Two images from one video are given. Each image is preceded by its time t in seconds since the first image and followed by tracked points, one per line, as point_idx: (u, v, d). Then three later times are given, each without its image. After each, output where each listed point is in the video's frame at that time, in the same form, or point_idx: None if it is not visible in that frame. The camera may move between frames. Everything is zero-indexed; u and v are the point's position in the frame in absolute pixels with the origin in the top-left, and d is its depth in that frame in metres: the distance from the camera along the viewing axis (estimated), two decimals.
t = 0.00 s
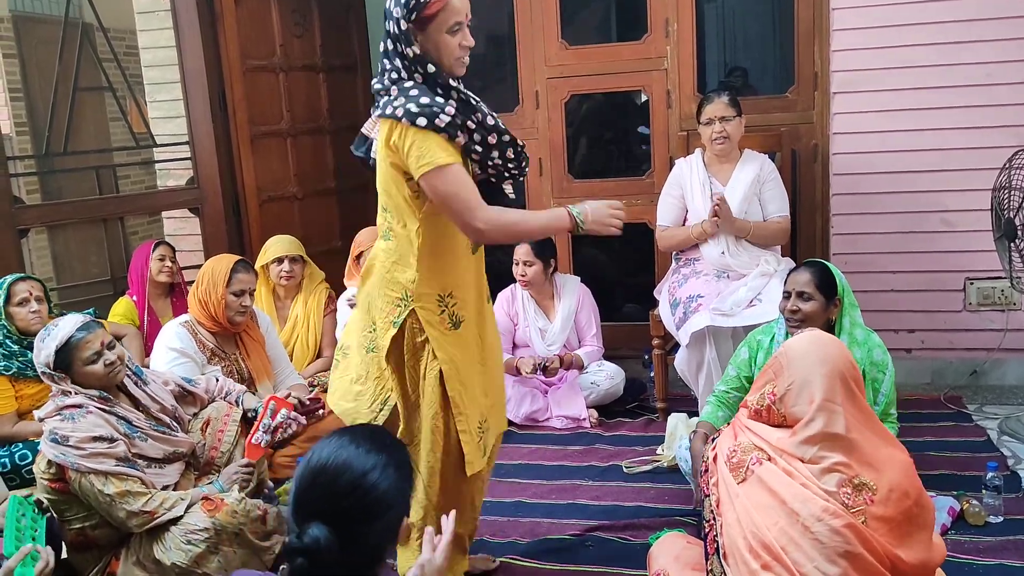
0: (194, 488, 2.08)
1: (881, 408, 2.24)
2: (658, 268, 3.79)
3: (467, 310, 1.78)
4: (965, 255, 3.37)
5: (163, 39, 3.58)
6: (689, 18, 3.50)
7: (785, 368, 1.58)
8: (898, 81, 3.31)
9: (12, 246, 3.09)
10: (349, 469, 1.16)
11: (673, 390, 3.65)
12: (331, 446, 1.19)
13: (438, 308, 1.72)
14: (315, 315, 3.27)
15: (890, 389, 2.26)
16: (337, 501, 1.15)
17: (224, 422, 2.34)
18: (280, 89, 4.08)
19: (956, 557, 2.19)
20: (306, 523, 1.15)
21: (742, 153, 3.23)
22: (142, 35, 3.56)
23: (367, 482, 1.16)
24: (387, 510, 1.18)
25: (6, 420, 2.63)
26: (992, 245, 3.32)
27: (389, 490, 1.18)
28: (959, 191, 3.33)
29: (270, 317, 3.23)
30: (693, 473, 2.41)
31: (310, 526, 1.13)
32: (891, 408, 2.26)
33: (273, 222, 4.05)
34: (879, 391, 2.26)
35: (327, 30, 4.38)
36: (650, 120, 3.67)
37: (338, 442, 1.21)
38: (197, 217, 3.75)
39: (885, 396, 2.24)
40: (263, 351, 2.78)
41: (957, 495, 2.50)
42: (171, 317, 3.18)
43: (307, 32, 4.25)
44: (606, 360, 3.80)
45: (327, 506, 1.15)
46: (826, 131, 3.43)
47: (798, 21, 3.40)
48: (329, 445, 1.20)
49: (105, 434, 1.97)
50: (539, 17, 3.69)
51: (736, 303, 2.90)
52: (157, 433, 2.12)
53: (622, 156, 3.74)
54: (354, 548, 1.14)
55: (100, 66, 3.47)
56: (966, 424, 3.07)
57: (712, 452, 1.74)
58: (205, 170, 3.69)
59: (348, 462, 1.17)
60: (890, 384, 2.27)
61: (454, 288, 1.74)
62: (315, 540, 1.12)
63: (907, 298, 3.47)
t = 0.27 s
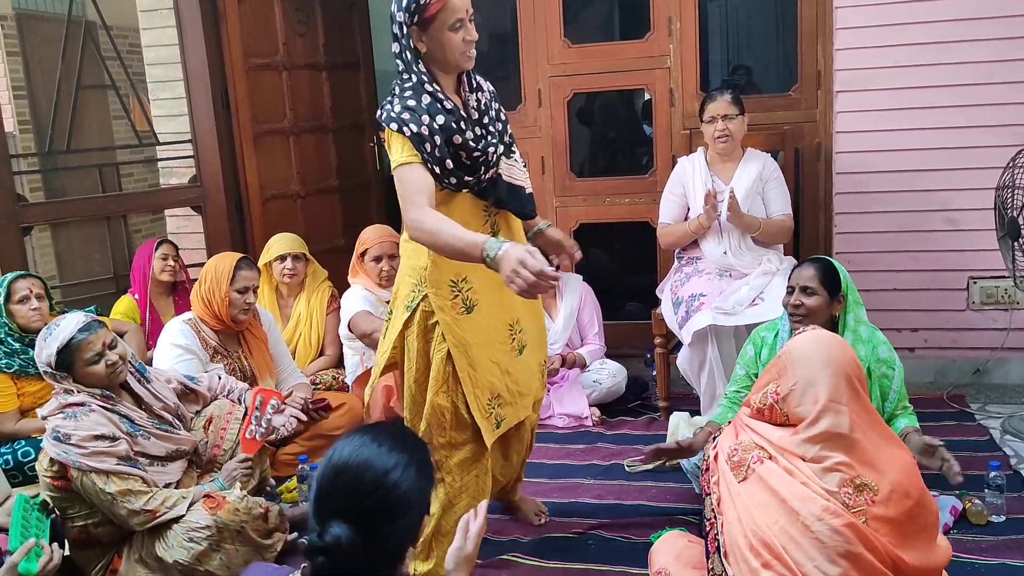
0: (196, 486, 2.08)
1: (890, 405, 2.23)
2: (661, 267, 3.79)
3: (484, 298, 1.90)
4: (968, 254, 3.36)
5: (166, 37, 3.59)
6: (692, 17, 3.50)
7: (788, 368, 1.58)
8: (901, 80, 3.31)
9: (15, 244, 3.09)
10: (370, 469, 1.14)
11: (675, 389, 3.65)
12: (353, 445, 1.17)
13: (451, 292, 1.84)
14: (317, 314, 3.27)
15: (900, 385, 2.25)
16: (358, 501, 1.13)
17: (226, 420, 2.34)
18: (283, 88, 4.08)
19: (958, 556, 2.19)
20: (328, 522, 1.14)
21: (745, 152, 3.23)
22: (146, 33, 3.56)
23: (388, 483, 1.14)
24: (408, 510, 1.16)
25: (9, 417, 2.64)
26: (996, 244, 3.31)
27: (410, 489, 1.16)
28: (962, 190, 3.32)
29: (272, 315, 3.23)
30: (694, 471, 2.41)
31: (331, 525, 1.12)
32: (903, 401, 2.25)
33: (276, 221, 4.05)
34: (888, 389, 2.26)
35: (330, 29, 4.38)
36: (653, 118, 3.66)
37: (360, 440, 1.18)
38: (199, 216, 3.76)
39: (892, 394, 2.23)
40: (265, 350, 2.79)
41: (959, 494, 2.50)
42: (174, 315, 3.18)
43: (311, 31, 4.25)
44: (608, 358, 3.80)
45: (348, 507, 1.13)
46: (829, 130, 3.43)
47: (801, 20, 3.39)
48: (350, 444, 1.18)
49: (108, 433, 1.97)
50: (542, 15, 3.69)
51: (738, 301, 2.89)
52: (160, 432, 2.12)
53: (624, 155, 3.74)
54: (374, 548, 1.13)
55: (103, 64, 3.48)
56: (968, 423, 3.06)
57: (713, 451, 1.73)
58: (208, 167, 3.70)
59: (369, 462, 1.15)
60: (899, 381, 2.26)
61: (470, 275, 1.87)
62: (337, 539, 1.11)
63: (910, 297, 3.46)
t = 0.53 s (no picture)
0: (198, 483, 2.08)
1: (890, 408, 2.25)
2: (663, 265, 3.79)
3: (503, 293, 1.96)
4: (971, 252, 3.36)
5: (168, 35, 3.59)
6: (695, 15, 3.49)
7: (792, 366, 1.57)
8: (904, 78, 3.30)
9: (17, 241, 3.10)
10: (369, 469, 1.14)
11: (677, 387, 3.65)
12: (364, 441, 1.17)
13: (465, 287, 1.94)
14: (320, 311, 3.27)
15: (900, 388, 2.26)
16: (361, 504, 1.13)
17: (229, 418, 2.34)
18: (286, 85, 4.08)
19: (960, 555, 2.19)
20: (338, 518, 1.14)
21: (747, 149, 3.22)
22: (148, 31, 3.56)
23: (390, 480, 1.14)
24: (415, 505, 1.16)
25: (12, 415, 2.64)
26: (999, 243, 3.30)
27: (414, 486, 1.16)
28: (966, 188, 3.32)
29: (275, 312, 3.24)
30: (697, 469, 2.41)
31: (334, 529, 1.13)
32: (902, 405, 2.27)
33: (279, 218, 4.05)
34: (888, 392, 2.27)
35: (333, 26, 4.37)
36: (656, 116, 3.66)
37: (371, 437, 1.18)
38: (203, 213, 3.75)
39: (892, 396, 2.24)
40: (267, 348, 2.79)
41: (961, 492, 2.50)
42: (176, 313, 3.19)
43: (313, 28, 4.25)
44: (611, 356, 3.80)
45: (359, 502, 1.13)
46: (832, 128, 3.42)
47: (805, 18, 3.39)
48: (360, 441, 1.18)
49: (111, 430, 1.98)
50: (545, 13, 3.69)
51: (741, 299, 2.89)
52: (162, 429, 2.12)
53: (627, 152, 3.74)
54: (378, 548, 1.13)
55: (106, 62, 3.48)
56: (971, 422, 3.06)
57: (716, 448, 1.73)
58: (210, 165, 3.70)
59: (367, 463, 1.15)
60: (900, 382, 2.27)
61: (484, 271, 1.95)
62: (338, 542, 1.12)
63: (913, 295, 3.45)
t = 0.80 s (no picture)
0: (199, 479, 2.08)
1: (895, 399, 2.24)
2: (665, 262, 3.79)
3: (479, 284, 2.03)
4: (974, 250, 3.35)
5: (171, 30, 3.61)
6: (698, 12, 3.48)
7: (795, 364, 1.56)
8: (908, 75, 3.29)
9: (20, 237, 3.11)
10: (385, 453, 1.15)
11: (679, 384, 3.65)
12: (366, 431, 1.17)
13: (445, 271, 2.07)
14: (322, 307, 3.28)
15: (903, 379, 2.25)
16: (372, 484, 1.13)
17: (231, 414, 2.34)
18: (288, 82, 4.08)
19: (962, 552, 2.19)
20: (339, 504, 1.14)
21: (750, 146, 3.22)
22: (151, 27, 3.57)
23: (403, 469, 1.15)
24: (419, 497, 1.16)
25: (14, 411, 2.65)
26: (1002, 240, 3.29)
27: (422, 476, 1.17)
28: (969, 186, 3.31)
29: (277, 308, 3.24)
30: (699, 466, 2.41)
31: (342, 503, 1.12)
32: (908, 395, 2.25)
33: (281, 215, 4.05)
34: (891, 383, 2.26)
35: (335, 22, 4.37)
36: (659, 113, 3.66)
37: (373, 427, 1.19)
38: (204, 209, 3.77)
39: (896, 387, 2.23)
40: (272, 345, 2.78)
41: (963, 490, 2.50)
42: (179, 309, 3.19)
43: (315, 25, 4.24)
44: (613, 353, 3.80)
45: (361, 490, 1.13)
46: (835, 125, 3.43)
47: (808, 14, 3.38)
48: (363, 430, 1.18)
49: (113, 427, 1.98)
50: (548, 9, 3.68)
51: (743, 296, 2.89)
52: (165, 425, 2.13)
53: (629, 149, 3.74)
54: (383, 532, 1.13)
55: (109, 58, 3.47)
56: (973, 419, 3.06)
57: (718, 445, 1.72)
58: (212, 161, 3.72)
59: (384, 447, 1.15)
60: (903, 373, 2.26)
61: (463, 260, 2.05)
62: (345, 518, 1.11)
63: (915, 292, 3.45)
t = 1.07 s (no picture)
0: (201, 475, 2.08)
1: (894, 402, 2.25)
2: (666, 260, 3.79)
3: (456, 276, 2.10)
4: (977, 248, 3.34)
5: (173, 27, 3.61)
6: (700, 10, 3.48)
7: (798, 362, 1.56)
8: (911, 73, 3.28)
9: (21, 233, 3.07)
10: (376, 445, 1.15)
11: (680, 382, 3.65)
12: (364, 425, 1.18)
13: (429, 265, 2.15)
14: (324, 305, 3.28)
15: (903, 383, 2.26)
16: (365, 476, 1.12)
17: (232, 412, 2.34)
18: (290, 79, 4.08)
19: (964, 551, 2.19)
20: (334, 491, 1.13)
21: (752, 144, 3.21)
22: (153, 23, 3.58)
23: (395, 460, 1.14)
24: (414, 489, 1.15)
25: (16, 407, 2.65)
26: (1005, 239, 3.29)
27: (416, 468, 1.16)
28: (972, 184, 3.30)
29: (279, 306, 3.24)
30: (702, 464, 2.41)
31: (335, 495, 1.12)
32: (903, 400, 2.26)
33: (283, 212, 4.05)
34: (889, 387, 2.27)
35: (336, 19, 4.37)
36: (661, 111, 3.65)
37: (373, 421, 1.19)
38: (206, 207, 3.77)
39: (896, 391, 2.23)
40: (275, 343, 2.78)
41: (965, 488, 2.49)
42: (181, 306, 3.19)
43: (317, 22, 4.24)
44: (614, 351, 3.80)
45: (353, 477, 1.13)
46: (838, 123, 3.42)
47: (811, 12, 3.38)
48: (362, 423, 1.18)
49: (114, 423, 1.98)
50: (550, 6, 3.67)
51: (745, 295, 2.89)
52: (166, 422, 2.12)
53: (631, 147, 3.73)
54: (377, 523, 1.12)
55: (110, 55, 3.47)
56: (975, 418, 3.05)
57: (720, 443, 1.72)
58: (215, 158, 3.72)
59: (376, 439, 1.15)
60: (902, 378, 2.26)
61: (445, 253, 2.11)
62: (338, 508, 1.11)
63: (918, 291, 3.45)
